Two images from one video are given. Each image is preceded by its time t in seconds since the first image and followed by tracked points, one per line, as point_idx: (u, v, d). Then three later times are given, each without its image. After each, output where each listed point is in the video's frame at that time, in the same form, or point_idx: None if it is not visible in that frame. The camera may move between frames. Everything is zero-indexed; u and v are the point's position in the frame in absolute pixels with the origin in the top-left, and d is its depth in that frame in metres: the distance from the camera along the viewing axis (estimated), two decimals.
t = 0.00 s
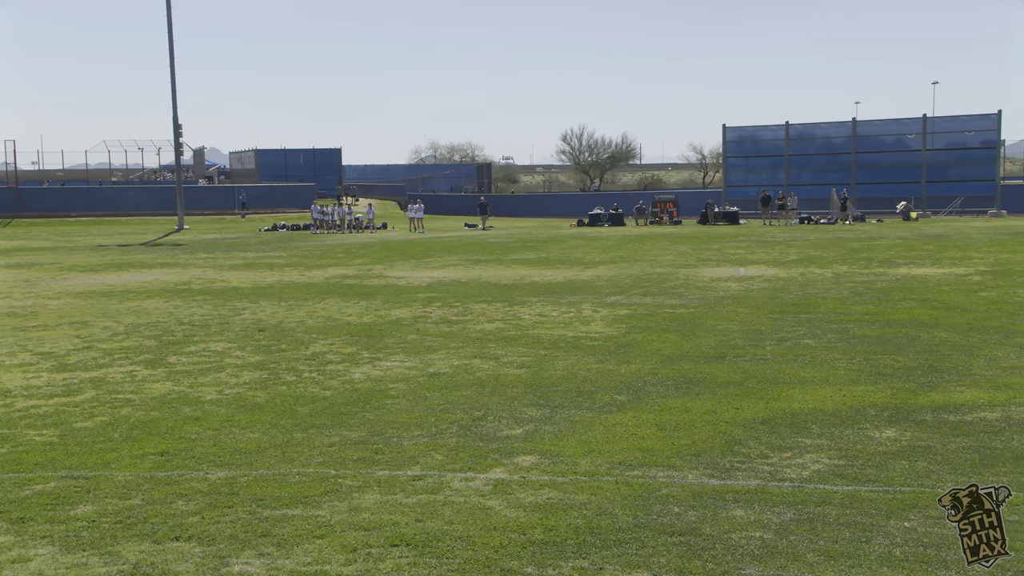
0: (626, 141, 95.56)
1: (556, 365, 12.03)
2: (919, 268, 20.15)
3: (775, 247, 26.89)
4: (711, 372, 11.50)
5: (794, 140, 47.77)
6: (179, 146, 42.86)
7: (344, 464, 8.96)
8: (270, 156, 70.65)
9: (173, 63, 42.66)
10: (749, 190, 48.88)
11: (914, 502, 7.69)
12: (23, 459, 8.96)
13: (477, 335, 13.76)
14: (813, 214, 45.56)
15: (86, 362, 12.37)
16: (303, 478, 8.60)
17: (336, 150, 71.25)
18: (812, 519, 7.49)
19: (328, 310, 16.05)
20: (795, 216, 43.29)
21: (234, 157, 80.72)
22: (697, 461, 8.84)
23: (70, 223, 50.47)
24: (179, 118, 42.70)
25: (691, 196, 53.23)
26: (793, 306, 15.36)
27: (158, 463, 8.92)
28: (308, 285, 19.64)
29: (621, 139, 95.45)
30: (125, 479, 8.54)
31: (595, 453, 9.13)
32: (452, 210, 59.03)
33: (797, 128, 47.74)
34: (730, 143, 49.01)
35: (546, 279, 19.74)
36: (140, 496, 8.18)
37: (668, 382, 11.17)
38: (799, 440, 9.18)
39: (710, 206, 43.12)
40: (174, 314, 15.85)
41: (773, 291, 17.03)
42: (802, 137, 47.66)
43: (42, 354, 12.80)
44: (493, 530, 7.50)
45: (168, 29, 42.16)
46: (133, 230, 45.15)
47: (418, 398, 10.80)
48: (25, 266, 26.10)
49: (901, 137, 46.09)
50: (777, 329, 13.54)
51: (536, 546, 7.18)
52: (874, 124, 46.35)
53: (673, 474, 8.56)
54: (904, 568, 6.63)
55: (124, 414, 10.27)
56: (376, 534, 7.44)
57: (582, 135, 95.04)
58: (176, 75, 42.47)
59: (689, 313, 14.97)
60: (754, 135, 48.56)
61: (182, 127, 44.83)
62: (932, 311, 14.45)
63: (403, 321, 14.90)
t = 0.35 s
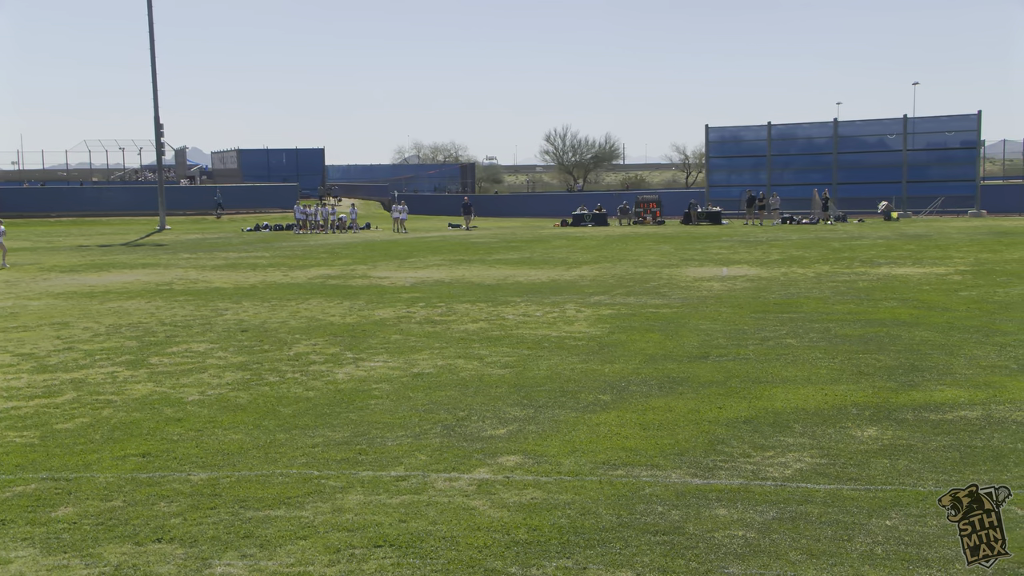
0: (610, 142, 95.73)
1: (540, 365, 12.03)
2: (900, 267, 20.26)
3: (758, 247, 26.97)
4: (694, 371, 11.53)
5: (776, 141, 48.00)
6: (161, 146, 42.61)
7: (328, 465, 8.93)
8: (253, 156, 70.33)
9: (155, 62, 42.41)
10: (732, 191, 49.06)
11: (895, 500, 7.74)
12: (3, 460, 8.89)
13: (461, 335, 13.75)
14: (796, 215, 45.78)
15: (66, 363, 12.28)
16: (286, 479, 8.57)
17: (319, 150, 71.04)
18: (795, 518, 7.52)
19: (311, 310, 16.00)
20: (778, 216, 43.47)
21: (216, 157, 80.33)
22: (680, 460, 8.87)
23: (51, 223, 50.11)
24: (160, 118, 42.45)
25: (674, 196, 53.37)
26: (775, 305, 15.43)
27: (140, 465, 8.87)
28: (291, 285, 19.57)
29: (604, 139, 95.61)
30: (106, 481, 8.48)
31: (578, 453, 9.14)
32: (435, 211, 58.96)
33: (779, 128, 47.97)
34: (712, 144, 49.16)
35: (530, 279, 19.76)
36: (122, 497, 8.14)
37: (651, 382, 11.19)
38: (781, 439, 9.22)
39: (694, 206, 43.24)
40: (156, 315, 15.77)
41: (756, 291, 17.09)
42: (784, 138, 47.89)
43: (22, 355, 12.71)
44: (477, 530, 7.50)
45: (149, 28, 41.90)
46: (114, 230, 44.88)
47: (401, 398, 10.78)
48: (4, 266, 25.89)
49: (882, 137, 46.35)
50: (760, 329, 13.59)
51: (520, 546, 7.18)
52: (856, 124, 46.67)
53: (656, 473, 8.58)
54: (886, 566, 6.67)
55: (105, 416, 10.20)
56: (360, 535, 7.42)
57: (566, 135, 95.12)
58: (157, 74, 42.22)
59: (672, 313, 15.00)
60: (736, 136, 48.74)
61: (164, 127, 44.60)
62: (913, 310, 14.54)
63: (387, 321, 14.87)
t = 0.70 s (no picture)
0: (605, 142, 95.74)
1: (536, 365, 12.03)
2: (894, 267, 20.31)
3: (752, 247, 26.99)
4: (689, 372, 11.54)
5: (770, 141, 48.03)
6: (155, 146, 42.53)
7: (323, 465, 8.92)
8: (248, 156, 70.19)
9: (148, 61, 42.32)
10: (726, 191, 49.11)
11: (889, 500, 7.76)
12: None
13: (457, 335, 13.75)
14: (790, 215, 45.83)
15: (61, 364, 12.26)
16: (282, 480, 8.56)
17: (314, 150, 70.93)
18: (789, 518, 7.54)
19: (306, 310, 15.99)
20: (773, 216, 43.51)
21: (210, 156, 80.16)
22: (675, 460, 8.88)
23: (45, 224, 49.98)
24: (154, 117, 42.36)
25: (669, 197, 53.39)
26: (770, 305, 15.45)
27: (135, 465, 8.86)
28: (286, 286, 19.56)
29: (599, 139, 95.61)
30: (101, 481, 8.46)
31: (574, 453, 9.15)
32: (430, 211, 58.91)
33: (774, 128, 47.90)
34: (707, 144, 49.19)
35: (526, 279, 19.78)
36: (117, 498, 8.12)
37: (647, 382, 11.21)
38: (776, 439, 9.24)
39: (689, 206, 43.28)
40: (151, 315, 15.75)
41: (750, 291, 17.13)
42: (778, 138, 47.94)
43: (16, 356, 12.68)
44: (472, 530, 7.50)
45: (142, 27, 41.81)
46: (108, 231, 44.79)
47: (397, 399, 10.77)
48: None
49: (876, 137, 46.46)
50: (755, 329, 13.60)
51: (516, 547, 7.18)
52: (850, 125, 46.72)
53: (652, 473, 8.59)
54: (881, 565, 6.69)
55: (100, 416, 10.18)
56: (355, 535, 7.41)
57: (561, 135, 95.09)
58: (150, 74, 42.12)
59: (668, 313, 15.01)
60: (731, 136, 48.75)
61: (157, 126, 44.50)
62: (907, 310, 14.58)
63: (382, 321, 14.87)
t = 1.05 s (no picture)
0: (592, 143, 95.82)
1: (524, 365, 12.04)
2: (879, 267, 20.35)
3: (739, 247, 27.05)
4: (676, 371, 11.57)
5: (757, 141, 48.17)
6: (141, 146, 42.36)
7: (310, 466, 8.90)
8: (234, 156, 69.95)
9: (134, 61, 42.14)
10: (713, 191, 49.21)
11: (875, 499, 7.79)
12: None
13: (445, 335, 13.75)
14: (777, 215, 45.96)
15: (45, 365, 12.19)
16: (268, 481, 8.54)
17: (301, 150, 70.73)
18: (776, 517, 7.56)
19: (293, 310, 15.95)
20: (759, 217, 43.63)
21: (196, 156, 79.86)
22: (662, 459, 8.89)
23: (30, 224, 49.69)
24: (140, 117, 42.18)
25: (657, 197, 53.47)
26: (756, 305, 15.52)
27: (120, 466, 8.81)
28: (272, 286, 19.50)
29: (587, 140, 95.68)
30: (86, 482, 8.43)
31: (561, 453, 9.15)
32: (418, 211, 58.83)
33: (761, 129, 48.04)
34: (694, 144, 49.25)
35: (513, 279, 19.78)
36: (102, 499, 8.08)
37: (634, 381, 11.23)
38: (762, 438, 9.26)
39: (676, 206, 43.36)
40: (136, 315, 15.69)
41: (737, 290, 17.19)
42: (765, 138, 48.07)
43: None
44: (459, 530, 7.50)
45: (128, 27, 41.63)
46: (93, 231, 44.55)
47: (384, 399, 10.75)
48: None
49: (862, 138, 46.66)
50: (741, 328, 13.63)
51: (503, 546, 7.18)
52: (836, 125, 46.92)
53: (639, 473, 8.60)
54: (866, 564, 6.72)
55: (85, 417, 10.13)
56: (342, 536, 7.40)
57: (548, 136, 95.10)
58: (136, 73, 41.94)
59: (655, 313, 15.04)
60: (718, 136, 48.84)
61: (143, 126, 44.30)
62: (893, 310, 14.65)
63: (369, 321, 14.84)
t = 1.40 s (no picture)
0: (575, 143, 95.96)
1: (506, 365, 12.04)
2: (859, 267, 20.43)
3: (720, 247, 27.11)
4: (658, 371, 11.59)
5: (738, 141, 48.42)
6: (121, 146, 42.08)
7: (291, 467, 8.87)
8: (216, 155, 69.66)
9: (114, 60, 41.86)
10: (695, 191, 49.34)
11: (855, 497, 7.83)
12: None
13: (427, 335, 13.73)
14: (759, 215, 46.13)
15: (24, 366, 12.10)
16: (249, 482, 8.51)
17: (282, 150, 70.51)
18: (758, 515, 7.58)
19: (275, 311, 15.90)
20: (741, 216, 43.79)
21: (176, 155, 79.46)
22: (645, 459, 8.91)
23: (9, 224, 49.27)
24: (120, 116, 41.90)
25: (639, 197, 53.58)
26: (738, 304, 15.59)
27: (100, 468, 8.76)
28: (254, 286, 19.42)
29: (569, 140, 95.81)
30: (66, 484, 8.37)
31: (544, 453, 9.16)
32: (401, 211, 58.72)
33: (742, 129, 48.31)
34: (676, 144, 49.41)
35: (496, 279, 19.78)
36: (81, 501, 8.03)
37: (616, 381, 11.24)
38: (743, 438, 9.29)
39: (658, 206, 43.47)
40: (116, 316, 15.60)
41: (718, 290, 17.25)
42: (746, 138, 48.32)
43: None
44: (442, 531, 7.49)
45: (108, 25, 41.36)
46: (73, 231, 44.20)
47: (366, 400, 10.72)
48: None
49: (842, 138, 46.91)
50: (723, 328, 13.67)
51: (486, 547, 7.17)
52: (817, 125, 47.22)
53: (622, 472, 8.61)
54: (846, 562, 6.75)
55: (65, 419, 10.06)
56: (324, 537, 7.38)
57: (531, 136, 95.17)
58: (116, 72, 41.66)
59: (637, 313, 15.06)
60: (699, 137, 49.04)
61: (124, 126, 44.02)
62: (872, 309, 14.72)
63: (351, 322, 14.80)
